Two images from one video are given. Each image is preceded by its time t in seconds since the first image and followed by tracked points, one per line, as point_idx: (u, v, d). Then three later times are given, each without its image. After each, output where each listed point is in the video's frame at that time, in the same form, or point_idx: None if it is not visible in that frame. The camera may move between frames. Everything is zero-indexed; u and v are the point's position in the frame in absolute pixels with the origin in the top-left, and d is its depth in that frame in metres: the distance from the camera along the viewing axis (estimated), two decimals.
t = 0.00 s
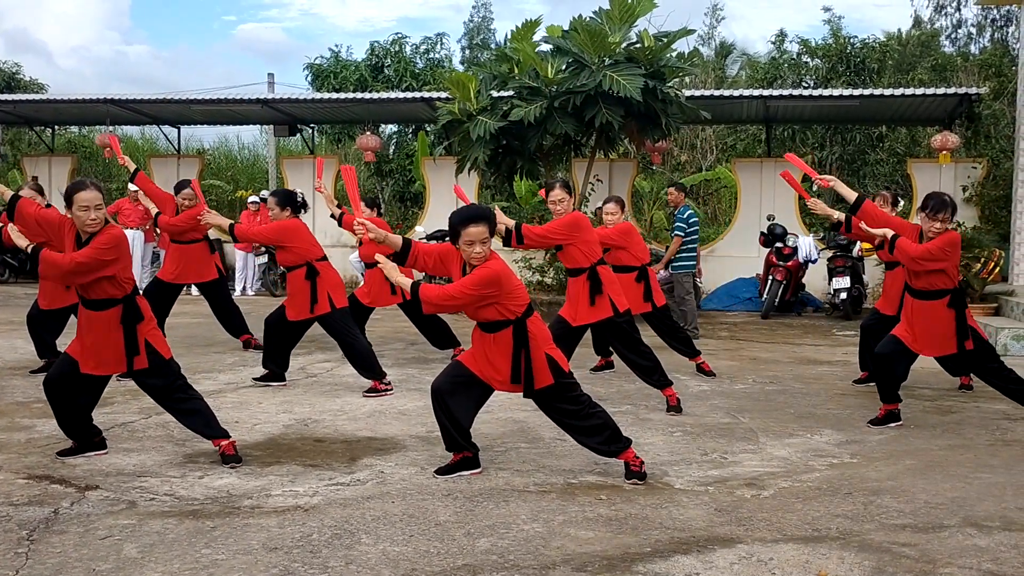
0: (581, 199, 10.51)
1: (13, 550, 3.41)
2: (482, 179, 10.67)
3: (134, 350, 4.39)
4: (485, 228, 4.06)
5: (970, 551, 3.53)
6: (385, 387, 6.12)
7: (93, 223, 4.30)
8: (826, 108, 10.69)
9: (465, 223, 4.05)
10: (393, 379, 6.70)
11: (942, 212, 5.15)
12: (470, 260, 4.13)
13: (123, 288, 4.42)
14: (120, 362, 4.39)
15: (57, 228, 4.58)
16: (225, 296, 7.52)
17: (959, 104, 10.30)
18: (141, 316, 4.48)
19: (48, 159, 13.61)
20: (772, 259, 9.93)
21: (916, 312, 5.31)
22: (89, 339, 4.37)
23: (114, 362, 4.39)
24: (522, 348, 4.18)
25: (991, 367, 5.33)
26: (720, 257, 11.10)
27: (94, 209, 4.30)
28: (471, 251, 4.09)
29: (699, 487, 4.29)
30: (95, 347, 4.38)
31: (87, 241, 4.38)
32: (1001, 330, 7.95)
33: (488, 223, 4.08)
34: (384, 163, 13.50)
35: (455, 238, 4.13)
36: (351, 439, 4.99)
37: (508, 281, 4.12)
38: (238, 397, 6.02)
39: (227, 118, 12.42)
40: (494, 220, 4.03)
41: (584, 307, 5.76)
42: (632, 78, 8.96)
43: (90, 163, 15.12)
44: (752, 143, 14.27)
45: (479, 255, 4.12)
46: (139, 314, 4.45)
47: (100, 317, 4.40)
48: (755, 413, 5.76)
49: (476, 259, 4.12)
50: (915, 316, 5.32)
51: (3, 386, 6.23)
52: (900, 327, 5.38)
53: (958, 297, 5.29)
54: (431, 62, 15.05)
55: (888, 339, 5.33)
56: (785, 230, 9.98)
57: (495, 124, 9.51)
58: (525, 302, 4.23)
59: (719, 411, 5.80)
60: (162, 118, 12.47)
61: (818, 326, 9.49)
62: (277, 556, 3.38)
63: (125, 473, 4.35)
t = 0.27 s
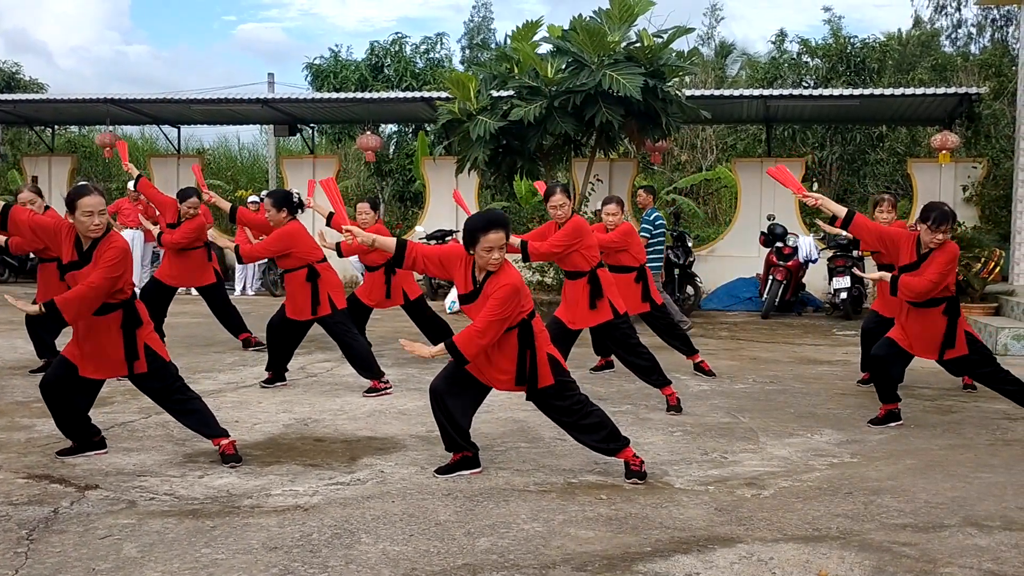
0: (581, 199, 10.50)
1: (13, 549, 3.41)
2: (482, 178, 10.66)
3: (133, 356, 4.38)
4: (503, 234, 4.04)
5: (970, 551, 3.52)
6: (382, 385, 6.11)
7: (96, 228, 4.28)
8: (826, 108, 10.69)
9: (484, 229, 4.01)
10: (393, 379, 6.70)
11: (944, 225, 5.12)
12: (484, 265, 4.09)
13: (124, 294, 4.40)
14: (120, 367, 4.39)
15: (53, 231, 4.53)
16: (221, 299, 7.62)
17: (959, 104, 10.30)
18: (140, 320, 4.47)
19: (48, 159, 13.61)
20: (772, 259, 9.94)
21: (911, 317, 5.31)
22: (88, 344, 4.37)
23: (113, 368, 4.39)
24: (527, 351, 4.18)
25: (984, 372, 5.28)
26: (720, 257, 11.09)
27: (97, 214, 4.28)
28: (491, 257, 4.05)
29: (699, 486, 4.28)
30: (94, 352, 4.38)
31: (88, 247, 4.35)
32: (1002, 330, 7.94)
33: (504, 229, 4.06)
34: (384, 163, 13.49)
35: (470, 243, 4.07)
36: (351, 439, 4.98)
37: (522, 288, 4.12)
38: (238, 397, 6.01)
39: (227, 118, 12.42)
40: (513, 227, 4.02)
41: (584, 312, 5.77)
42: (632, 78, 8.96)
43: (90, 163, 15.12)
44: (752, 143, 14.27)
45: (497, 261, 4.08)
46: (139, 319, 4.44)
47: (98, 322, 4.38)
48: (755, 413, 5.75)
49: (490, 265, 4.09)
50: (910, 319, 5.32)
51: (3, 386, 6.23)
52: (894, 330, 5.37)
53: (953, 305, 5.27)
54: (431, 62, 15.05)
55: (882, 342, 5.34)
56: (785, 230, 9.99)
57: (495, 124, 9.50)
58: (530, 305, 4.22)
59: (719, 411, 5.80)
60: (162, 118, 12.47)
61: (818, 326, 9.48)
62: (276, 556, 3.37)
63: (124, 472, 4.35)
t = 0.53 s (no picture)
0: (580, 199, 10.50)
1: (13, 550, 3.41)
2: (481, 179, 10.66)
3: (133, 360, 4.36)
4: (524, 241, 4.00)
5: (971, 551, 3.52)
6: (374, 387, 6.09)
7: (99, 233, 4.23)
8: (825, 108, 10.69)
9: (507, 236, 3.98)
10: (393, 379, 6.70)
11: (951, 232, 5.06)
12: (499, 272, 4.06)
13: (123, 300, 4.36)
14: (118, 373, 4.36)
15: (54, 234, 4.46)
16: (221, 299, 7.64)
17: (959, 104, 10.30)
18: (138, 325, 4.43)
19: (47, 159, 13.61)
20: (772, 259, 9.94)
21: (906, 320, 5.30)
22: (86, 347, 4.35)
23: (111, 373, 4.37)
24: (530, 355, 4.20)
25: (976, 374, 5.26)
26: (720, 257, 11.10)
27: (100, 219, 4.23)
28: (509, 264, 4.02)
29: (699, 487, 4.28)
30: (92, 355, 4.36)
31: (89, 253, 4.30)
32: (1001, 331, 7.95)
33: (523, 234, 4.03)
34: (383, 163, 13.49)
35: (488, 251, 4.02)
36: (351, 439, 4.98)
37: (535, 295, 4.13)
38: (238, 397, 6.01)
39: (227, 118, 12.42)
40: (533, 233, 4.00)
41: (583, 318, 5.78)
42: (632, 78, 8.96)
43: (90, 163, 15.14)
44: (752, 143, 14.27)
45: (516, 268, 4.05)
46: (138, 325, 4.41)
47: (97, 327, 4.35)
48: (754, 413, 5.75)
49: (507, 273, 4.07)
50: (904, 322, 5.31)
51: (3, 386, 6.23)
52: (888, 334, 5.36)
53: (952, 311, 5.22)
54: (431, 62, 15.05)
55: (878, 345, 5.34)
56: (785, 231, 9.99)
57: (495, 124, 9.51)
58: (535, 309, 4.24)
59: (719, 411, 5.79)
60: (162, 118, 12.47)
61: (817, 326, 9.48)
62: (276, 556, 3.37)
63: (124, 472, 4.35)
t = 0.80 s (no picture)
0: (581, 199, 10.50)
1: (13, 550, 3.41)
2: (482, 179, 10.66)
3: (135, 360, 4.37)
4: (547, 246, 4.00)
5: (971, 551, 3.52)
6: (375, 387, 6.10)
7: (104, 233, 4.22)
8: (825, 109, 10.68)
9: (531, 240, 3.94)
10: (393, 379, 6.70)
11: (962, 239, 5.00)
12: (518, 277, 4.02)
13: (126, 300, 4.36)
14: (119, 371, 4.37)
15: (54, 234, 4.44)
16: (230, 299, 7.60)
17: (959, 104, 10.30)
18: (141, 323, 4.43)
19: (47, 159, 13.60)
20: (772, 260, 9.94)
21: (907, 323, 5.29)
22: (87, 347, 4.35)
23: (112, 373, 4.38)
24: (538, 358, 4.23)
25: (970, 375, 5.26)
26: (720, 257, 11.10)
27: (106, 218, 4.22)
28: (531, 267, 3.99)
29: (699, 487, 4.28)
30: (93, 355, 4.37)
31: (94, 253, 4.29)
32: (1001, 331, 7.95)
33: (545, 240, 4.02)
34: (383, 164, 13.49)
35: (509, 256, 3.97)
36: (351, 440, 4.99)
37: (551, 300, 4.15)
38: (238, 397, 6.02)
39: (227, 119, 12.42)
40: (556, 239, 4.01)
41: (583, 322, 5.82)
42: (632, 79, 8.96)
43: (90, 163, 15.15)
44: (752, 144, 14.27)
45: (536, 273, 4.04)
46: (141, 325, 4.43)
47: (99, 327, 4.36)
48: (754, 414, 5.75)
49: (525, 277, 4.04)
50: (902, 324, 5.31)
51: (3, 387, 6.23)
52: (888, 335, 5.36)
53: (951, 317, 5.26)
54: (431, 62, 15.05)
55: (878, 346, 5.32)
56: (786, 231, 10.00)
57: (495, 125, 9.50)
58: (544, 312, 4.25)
59: (719, 412, 5.80)
60: (162, 119, 12.47)
61: (817, 327, 9.48)
62: (276, 556, 3.38)
63: (124, 473, 4.35)
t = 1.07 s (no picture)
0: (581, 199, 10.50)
1: (13, 551, 3.41)
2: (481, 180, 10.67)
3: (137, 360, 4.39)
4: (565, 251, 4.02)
5: (969, 552, 3.53)
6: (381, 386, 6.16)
7: (111, 232, 4.20)
8: (825, 109, 10.69)
9: (553, 243, 3.96)
10: (393, 380, 6.71)
11: (974, 242, 4.96)
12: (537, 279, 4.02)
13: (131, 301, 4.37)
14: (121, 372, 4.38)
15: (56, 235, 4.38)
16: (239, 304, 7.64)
17: (959, 105, 10.31)
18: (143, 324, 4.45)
19: (47, 160, 13.61)
20: (771, 260, 9.95)
21: (912, 323, 5.29)
22: (88, 348, 4.35)
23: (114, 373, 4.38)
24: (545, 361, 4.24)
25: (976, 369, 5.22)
26: (720, 258, 11.11)
27: (112, 219, 4.19)
28: (551, 270, 3.98)
29: (699, 488, 4.29)
30: (95, 356, 4.36)
31: (100, 254, 4.28)
32: (1000, 332, 7.95)
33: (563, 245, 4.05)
34: (383, 164, 13.49)
35: (529, 258, 3.97)
36: (351, 440, 4.99)
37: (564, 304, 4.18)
38: (237, 398, 6.02)
39: (226, 119, 12.43)
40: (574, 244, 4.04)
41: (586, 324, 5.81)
42: (632, 80, 8.97)
43: (90, 163, 15.17)
44: (752, 145, 14.27)
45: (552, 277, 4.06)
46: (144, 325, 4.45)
47: (101, 327, 4.35)
48: (754, 414, 5.75)
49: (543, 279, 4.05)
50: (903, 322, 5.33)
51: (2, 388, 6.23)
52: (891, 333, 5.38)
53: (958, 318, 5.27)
54: (430, 63, 15.06)
55: (884, 347, 5.31)
56: (786, 232, 10.01)
57: (495, 126, 9.50)
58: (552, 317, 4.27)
59: (719, 413, 5.80)
60: (162, 119, 12.48)
61: (817, 327, 9.48)
62: (276, 557, 3.38)
63: (124, 474, 4.36)
